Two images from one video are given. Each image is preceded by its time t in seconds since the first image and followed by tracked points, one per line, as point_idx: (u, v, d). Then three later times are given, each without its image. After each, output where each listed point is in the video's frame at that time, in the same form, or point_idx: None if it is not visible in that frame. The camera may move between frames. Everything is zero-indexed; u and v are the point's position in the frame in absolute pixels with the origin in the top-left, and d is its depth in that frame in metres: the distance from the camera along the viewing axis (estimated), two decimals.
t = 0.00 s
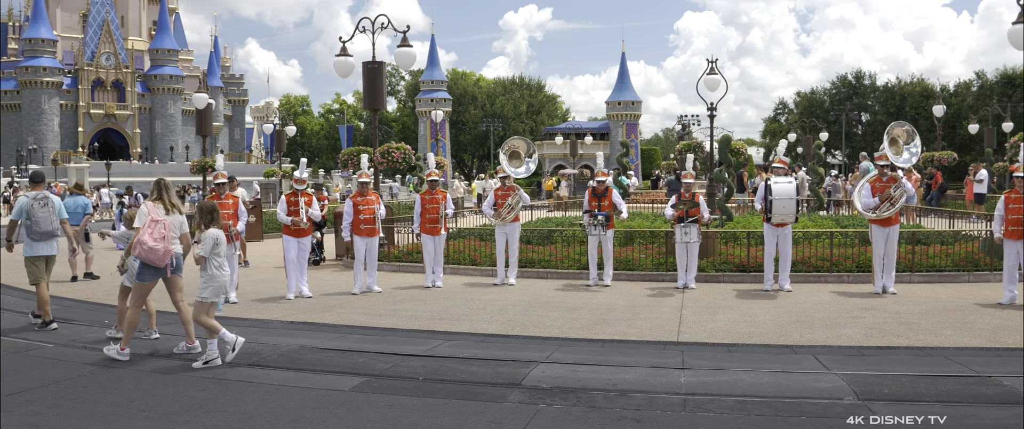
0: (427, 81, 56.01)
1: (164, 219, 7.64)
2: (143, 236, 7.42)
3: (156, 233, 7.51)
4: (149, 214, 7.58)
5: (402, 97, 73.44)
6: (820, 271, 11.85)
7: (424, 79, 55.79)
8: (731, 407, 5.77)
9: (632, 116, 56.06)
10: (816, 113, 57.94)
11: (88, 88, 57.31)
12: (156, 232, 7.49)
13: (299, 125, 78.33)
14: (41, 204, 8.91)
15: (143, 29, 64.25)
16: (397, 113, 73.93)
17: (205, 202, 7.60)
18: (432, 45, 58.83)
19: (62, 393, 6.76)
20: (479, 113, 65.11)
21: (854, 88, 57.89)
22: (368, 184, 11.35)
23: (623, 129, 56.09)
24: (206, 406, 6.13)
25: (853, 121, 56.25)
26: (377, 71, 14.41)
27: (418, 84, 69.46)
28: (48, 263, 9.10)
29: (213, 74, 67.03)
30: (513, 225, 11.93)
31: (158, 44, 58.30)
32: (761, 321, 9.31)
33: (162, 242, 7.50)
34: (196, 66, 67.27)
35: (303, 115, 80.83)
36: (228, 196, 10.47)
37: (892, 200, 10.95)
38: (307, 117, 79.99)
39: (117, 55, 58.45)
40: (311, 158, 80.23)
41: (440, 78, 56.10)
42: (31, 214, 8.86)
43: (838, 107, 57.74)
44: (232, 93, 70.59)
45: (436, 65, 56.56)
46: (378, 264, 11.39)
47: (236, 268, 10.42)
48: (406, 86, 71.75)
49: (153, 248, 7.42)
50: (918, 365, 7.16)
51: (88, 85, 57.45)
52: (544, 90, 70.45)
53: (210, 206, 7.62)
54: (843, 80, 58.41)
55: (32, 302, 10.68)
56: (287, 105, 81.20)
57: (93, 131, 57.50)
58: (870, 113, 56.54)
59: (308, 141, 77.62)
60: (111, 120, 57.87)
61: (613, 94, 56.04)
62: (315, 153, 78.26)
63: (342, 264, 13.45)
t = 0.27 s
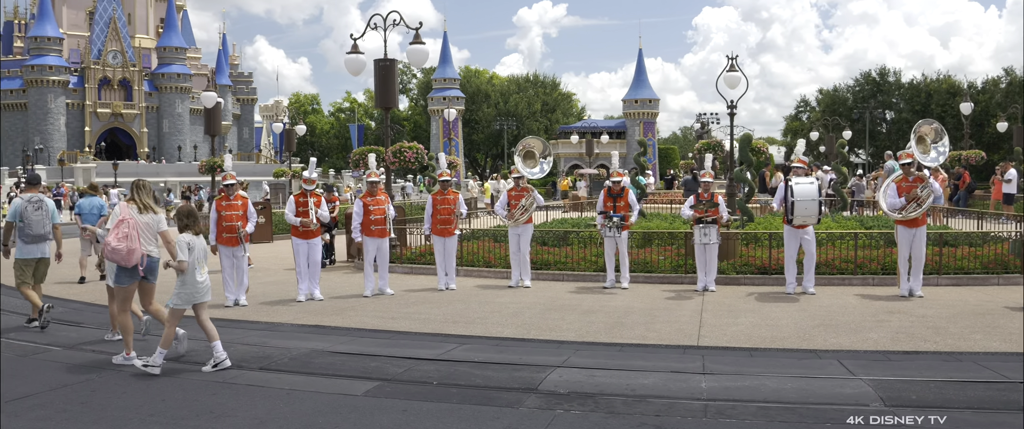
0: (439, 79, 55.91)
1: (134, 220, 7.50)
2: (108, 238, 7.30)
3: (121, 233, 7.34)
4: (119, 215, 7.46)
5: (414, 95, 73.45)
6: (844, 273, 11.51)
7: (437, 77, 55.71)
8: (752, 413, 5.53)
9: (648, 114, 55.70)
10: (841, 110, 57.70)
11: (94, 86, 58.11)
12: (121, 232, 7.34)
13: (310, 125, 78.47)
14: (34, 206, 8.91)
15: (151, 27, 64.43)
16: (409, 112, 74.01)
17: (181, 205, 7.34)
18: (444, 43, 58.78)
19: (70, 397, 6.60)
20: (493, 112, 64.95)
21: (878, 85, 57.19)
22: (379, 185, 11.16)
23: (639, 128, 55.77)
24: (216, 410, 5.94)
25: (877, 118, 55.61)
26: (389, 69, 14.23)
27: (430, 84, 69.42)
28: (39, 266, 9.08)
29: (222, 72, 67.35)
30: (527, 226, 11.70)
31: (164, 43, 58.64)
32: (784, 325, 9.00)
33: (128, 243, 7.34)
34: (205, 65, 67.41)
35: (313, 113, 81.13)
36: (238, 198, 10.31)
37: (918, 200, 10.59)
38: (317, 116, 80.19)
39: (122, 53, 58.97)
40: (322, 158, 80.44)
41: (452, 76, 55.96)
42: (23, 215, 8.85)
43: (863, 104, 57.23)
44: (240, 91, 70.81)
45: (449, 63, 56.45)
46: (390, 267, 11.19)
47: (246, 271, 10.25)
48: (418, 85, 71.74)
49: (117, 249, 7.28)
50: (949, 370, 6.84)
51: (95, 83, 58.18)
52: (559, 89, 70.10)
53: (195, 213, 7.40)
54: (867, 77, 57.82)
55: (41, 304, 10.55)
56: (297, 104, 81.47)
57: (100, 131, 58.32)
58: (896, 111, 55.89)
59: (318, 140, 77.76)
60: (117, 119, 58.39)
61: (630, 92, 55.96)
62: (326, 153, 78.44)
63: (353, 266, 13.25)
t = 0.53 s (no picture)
0: (448, 73, 55.39)
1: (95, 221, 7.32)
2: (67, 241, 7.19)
3: (76, 236, 7.19)
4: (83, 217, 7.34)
5: (421, 90, 73.12)
6: (872, 276, 10.97)
7: (445, 71, 55.20)
8: (777, 423, 5.23)
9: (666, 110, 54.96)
10: (868, 104, 57.15)
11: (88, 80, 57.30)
12: (78, 233, 7.19)
13: (315, 121, 78.23)
14: (12, 203, 8.58)
15: (145, 19, 65.20)
16: (417, 108, 73.79)
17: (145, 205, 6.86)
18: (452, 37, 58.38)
19: (64, 405, 6.26)
20: (504, 107, 64.46)
21: (907, 78, 56.08)
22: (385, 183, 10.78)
23: (657, 124, 55.07)
24: (216, 420, 5.70)
25: (906, 113, 54.72)
26: (396, 63, 13.83)
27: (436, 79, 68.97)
28: (19, 266, 8.74)
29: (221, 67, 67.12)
30: (540, 226, 11.24)
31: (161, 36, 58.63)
32: (810, 331, 8.51)
33: (84, 245, 7.16)
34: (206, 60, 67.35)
35: (316, 109, 81.10)
36: (239, 196, 10.00)
37: (952, 199, 10.05)
38: (320, 112, 80.07)
39: (117, 46, 58.65)
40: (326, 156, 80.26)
41: (460, 70, 55.45)
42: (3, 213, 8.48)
43: (891, 98, 56.44)
44: (240, 87, 70.65)
45: (457, 57, 55.89)
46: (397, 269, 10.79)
47: (247, 273, 9.88)
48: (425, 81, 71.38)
49: (72, 251, 7.13)
50: (990, 378, 6.37)
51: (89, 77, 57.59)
52: (571, 84, 69.37)
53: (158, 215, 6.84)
54: (896, 70, 56.97)
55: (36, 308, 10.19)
56: (300, 99, 81.36)
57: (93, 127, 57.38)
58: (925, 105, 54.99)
59: (321, 137, 77.49)
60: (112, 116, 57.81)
61: (646, 88, 55.44)
62: (330, 150, 78.31)
63: (359, 268, 12.82)
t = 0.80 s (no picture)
0: (452, 64, 54.83)
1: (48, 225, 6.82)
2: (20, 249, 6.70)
3: (30, 244, 6.68)
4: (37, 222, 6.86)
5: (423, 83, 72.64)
6: (903, 280, 10.36)
7: (449, 63, 54.63)
8: None
9: (682, 104, 54.92)
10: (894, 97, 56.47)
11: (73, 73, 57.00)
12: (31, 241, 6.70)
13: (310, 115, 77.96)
14: None
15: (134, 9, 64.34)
16: (419, 103, 73.48)
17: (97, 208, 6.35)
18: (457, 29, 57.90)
19: (42, 417, 5.79)
20: (511, 101, 63.85)
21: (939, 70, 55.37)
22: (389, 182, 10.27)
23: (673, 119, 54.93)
24: None
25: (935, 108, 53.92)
26: (398, 54, 13.31)
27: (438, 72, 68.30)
28: None
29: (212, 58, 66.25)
30: (551, 227, 10.70)
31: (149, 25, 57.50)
32: (838, 338, 7.93)
33: (38, 253, 6.69)
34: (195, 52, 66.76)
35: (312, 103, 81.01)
36: (232, 195, 9.58)
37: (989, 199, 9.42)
38: (317, 106, 79.62)
39: (104, 37, 57.83)
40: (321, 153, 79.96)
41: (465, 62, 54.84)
42: None
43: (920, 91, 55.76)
44: (232, 78, 69.91)
45: (461, 48, 55.22)
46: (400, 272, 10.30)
47: (241, 276, 9.43)
48: (427, 74, 70.88)
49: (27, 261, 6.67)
50: None
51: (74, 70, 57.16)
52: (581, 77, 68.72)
53: (109, 216, 6.35)
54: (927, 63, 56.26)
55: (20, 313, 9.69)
56: (294, 92, 81.13)
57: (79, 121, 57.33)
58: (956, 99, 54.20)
59: (318, 133, 77.14)
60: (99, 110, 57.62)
61: (662, 80, 54.99)
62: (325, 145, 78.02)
63: (360, 271, 12.29)
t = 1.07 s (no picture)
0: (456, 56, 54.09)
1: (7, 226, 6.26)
2: None
3: None
4: None
5: (426, 77, 72.05)
6: (936, 286, 9.76)
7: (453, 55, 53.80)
8: None
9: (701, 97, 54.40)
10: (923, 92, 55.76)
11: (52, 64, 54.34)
12: None
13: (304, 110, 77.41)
14: None
15: None
16: (420, 96, 73.20)
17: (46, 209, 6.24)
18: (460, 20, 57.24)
19: None
20: (517, 95, 63.16)
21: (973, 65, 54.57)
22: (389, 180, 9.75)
23: (690, 113, 54.48)
24: None
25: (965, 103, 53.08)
26: (398, 45, 12.83)
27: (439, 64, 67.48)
28: None
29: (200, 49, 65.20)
30: (559, 228, 10.18)
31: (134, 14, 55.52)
32: (869, 347, 7.35)
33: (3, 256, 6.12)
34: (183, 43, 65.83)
35: (307, 96, 80.61)
36: (222, 195, 9.16)
37: None
38: (312, 100, 78.90)
39: (86, 26, 55.13)
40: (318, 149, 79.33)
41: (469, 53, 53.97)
42: None
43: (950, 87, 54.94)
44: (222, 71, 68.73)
45: (465, 39, 54.47)
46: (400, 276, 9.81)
47: (231, 280, 8.98)
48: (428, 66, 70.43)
49: None
50: None
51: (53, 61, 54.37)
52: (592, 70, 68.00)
53: (63, 217, 6.27)
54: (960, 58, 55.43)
55: None
56: (289, 85, 80.62)
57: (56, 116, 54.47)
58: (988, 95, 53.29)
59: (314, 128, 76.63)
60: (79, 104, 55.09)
61: (680, 73, 54.52)
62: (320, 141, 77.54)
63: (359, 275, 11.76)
